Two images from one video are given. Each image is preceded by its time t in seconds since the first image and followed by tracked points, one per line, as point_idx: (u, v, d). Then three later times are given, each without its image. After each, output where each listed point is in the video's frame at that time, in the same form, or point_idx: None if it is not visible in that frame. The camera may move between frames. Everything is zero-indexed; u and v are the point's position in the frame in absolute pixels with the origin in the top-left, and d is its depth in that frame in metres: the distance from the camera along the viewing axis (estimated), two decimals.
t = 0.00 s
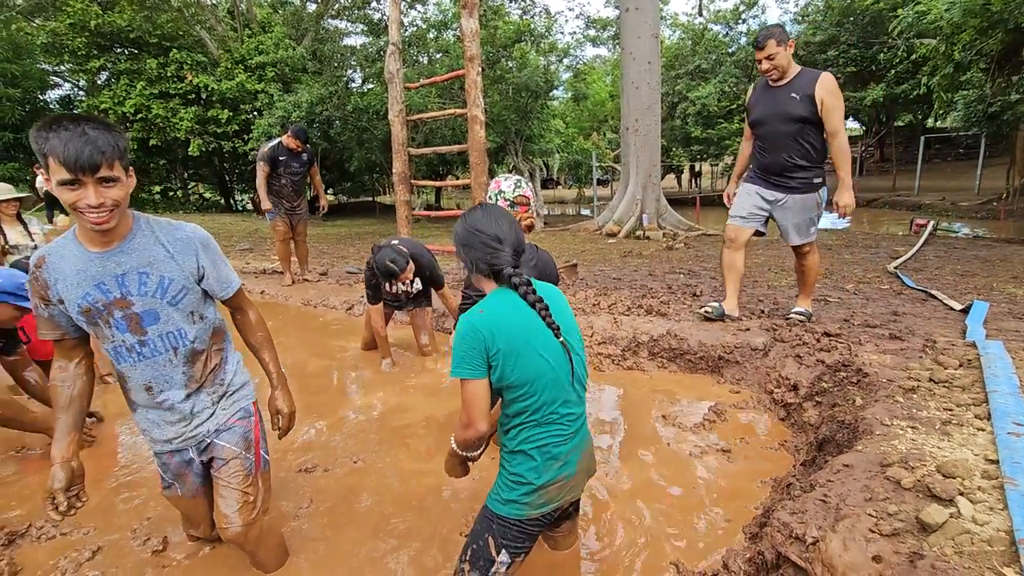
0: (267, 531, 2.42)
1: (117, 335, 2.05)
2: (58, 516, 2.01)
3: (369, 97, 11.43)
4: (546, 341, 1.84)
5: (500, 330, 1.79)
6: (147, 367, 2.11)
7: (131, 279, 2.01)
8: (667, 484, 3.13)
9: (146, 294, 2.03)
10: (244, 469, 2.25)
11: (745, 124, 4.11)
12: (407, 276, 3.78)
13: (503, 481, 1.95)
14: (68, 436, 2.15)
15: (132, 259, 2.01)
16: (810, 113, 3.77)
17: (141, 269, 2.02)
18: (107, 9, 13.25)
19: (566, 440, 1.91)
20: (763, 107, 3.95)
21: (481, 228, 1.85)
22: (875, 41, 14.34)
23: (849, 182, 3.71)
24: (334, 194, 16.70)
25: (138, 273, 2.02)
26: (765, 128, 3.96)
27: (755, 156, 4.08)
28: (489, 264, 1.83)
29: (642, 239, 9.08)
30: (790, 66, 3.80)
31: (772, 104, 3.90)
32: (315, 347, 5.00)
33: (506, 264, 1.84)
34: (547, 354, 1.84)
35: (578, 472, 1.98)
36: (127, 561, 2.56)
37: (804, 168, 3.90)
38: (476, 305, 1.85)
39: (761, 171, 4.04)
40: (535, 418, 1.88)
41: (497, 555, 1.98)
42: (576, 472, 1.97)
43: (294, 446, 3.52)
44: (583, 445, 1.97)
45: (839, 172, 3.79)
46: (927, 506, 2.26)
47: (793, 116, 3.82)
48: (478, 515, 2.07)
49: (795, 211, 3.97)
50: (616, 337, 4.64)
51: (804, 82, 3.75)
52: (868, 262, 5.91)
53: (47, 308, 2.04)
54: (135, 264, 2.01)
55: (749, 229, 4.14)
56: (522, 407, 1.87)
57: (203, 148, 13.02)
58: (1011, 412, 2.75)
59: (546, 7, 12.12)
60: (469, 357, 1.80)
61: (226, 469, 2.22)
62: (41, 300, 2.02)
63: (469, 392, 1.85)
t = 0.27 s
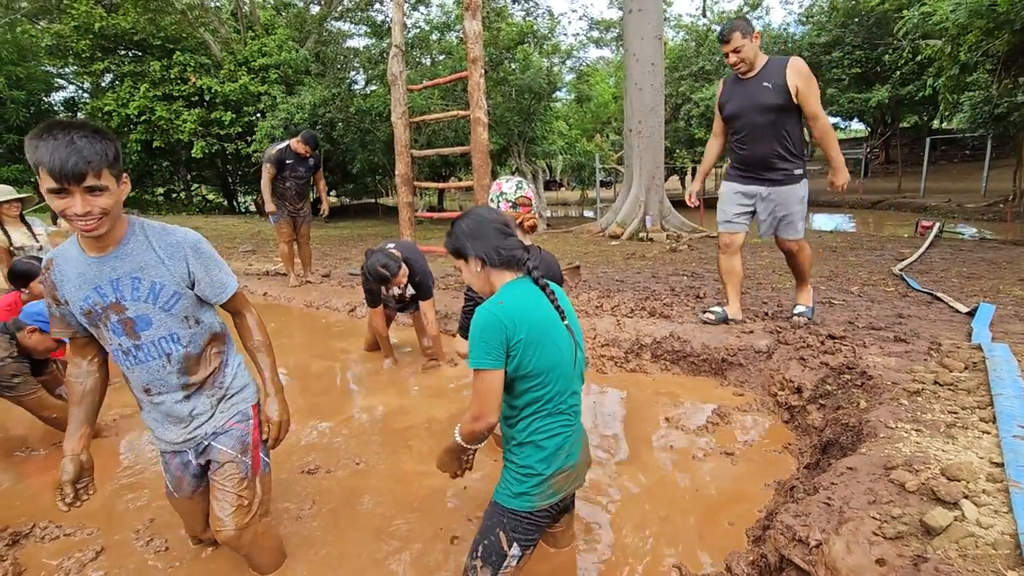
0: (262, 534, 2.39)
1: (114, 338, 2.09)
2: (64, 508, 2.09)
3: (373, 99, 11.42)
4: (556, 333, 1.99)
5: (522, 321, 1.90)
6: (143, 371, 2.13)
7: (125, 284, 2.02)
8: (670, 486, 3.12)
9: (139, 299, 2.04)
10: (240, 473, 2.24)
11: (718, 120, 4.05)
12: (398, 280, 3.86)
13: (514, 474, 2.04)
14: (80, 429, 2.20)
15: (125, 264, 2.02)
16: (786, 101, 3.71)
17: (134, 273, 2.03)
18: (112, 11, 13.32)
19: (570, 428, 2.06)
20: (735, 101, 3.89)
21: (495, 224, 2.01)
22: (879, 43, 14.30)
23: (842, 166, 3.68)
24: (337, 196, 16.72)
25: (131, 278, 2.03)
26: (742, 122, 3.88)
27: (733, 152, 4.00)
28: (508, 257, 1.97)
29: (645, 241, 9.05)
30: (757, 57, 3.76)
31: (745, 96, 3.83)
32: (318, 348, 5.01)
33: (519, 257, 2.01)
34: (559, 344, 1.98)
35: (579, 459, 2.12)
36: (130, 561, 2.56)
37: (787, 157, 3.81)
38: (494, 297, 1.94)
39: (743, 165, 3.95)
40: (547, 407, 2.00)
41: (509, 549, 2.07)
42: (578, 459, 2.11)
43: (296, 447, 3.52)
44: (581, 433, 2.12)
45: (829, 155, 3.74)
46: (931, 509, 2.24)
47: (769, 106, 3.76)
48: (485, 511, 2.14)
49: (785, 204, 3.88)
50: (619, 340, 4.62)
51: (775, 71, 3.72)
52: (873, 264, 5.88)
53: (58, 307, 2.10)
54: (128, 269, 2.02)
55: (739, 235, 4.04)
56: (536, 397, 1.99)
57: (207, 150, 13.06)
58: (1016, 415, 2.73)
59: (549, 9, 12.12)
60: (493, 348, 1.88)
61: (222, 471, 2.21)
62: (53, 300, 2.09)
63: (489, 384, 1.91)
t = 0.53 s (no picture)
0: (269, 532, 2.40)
1: (120, 348, 2.11)
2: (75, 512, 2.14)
3: (377, 104, 11.37)
4: (559, 333, 2.04)
5: (532, 322, 1.95)
6: (150, 379, 2.15)
7: (130, 294, 2.05)
8: (672, 492, 3.11)
9: (145, 307, 2.07)
10: (247, 469, 2.25)
11: (704, 118, 3.95)
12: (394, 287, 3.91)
13: (521, 473, 2.07)
14: (88, 436, 2.22)
15: (129, 274, 2.05)
16: (776, 99, 3.66)
17: (139, 283, 2.06)
18: (120, 17, 13.45)
19: (571, 426, 2.11)
20: (725, 98, 3.79)
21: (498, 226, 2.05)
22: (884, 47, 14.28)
23: (806, 148, 3.55)
24: (341, 199, 16.79)
25: (136, 288, 2.06)
26: (729, 120, 3.79)
27: (721, 151, 3.90)
28: (514, 258, 2.02)
29: (648, 246, 9.04)
30: (745, 54, 3.69)
31: (733, 94, 3.75)
32: (321, 353, 5.03)
33: (522, 258, 2.06)
34: (563, 343, 2.04)
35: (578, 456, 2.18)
36: (135, 565, 2.58)
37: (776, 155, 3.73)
38: (502, 298, 1.97)
39: (731, 163, 3.86)
40: (552, 406, 2.04)
41: (518, 548, 2.10)
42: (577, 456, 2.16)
43: (300, 452, 3.53)
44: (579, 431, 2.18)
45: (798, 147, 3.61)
46: (934, 518, 2.23)
47: (759, 103, 3.69)
48: (490, 512, 2.15)
49: (771, 199, 3.76)
50: (621, 345, 4.62)
51: (765, 68, 3.66)
52: (876, 270, 5.86)
53: (60, 322, 2.13)
54: (132, 279, 2.05)
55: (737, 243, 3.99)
56: (542, 396, 2.03)
57: (212, 155, 13.14)
58: (1020, 423, 2.72)
59: (553, 13, 12.14)
60: (506, 348, 1.91)
61: (231, 467, 2.22)
62: (54, 316, 2.11)
63: (501, 384, 1.93)
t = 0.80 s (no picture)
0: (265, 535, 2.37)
1: (123, 350, 2.09)
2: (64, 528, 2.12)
3: (381, 110, 11.44)
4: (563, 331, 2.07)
5: (539, 319, 1.97)
6: (153, 381, 2.14)
7: (136, 295, 2.06)
8: (677, 498, 3.09)
9: (151, 308, 2.07)
10: (242, 472, 2.23)
11: (701, 120, 3.94)
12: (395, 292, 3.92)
13: (531, 472, 2.07)
14: (76, 450, 2.22)
15: (135, 276, 2.06)
16: (774, 103, 3.65)
17: (145, 285, 2.07)
18: (128, 24, 13.58)
19: (576, 423, 2.14)
20: (722, 100, 3.78)
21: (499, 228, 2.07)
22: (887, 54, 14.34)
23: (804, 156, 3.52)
24: (345, 206, 16.85)
25: (142, 289, 2.07)
26: (727, 122, 3.77)
27: (716, 154, 3.88)
28: (517, 260, 2.04)
29: (651, 252, 9.04)
30: (744, 57, 3.70)
31: (732, 96, 3.74)
32: (324, 357, 5.02)
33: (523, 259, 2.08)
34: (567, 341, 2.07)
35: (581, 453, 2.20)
36: (137, 568, 2.57)
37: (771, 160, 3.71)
38: (509, 298, 1.98)
39: (726, 166, 3.83)
40: (559, 403, 2.07)
41: (528, 547, 2.09)
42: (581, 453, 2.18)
43: (302, 456, 3.52)
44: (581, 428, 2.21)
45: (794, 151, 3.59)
46: (941, 524, 2.21)
47: (757, 107, 3.68)
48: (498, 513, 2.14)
49: (762, 203, 3.72)
50: (625, 350, 4.61)
51: (764, 73, 3.66)
52: (881, 276, 5.84)
53: (56, 329, 2.12)
54: (138, 280, 2.06)
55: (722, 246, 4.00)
56: (549, 394, 2.05)
57: (218, 160, 13.21)
58: None
59: (556, 20, 12.22)
60: (517, 346, 1.92)
61: (227, 469, 2.20)
62: (50, 323, 2.10)
63: (512, 381, 1.94)
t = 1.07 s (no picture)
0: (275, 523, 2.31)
1: (137, 354, 2.11)
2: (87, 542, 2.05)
3: (386, 117, 11.52)
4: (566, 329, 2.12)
5: (545, 319, 2.00)
6: (167, 383, 2.16)
7: (152, 298, 2.11)
8: (682, 505, 3.08)
9: (167, 311, 2.13)
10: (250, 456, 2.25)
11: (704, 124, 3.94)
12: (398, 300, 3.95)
13: (551, 472, 2.09)
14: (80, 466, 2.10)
15: (151, 280, 2.11)
16: (776, 111, 3.63)
17: (160, 288, 2.13)
18: (136, 33, 13.73)
19: (586, 421, 2.18)
20: (724, 106, 3.78)
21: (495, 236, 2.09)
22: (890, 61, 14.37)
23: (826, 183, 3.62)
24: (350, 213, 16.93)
25: (157, 293, 2.12)
26: (728, 128, 3.78)
27: (716, 161, 3.87)
28: (515, 265, 2.06)
29: (655, 258, 9.05)
30: (749, 61, 3.68)
31: (734, 102, 3.73)
32: (329, 363, 5.04)
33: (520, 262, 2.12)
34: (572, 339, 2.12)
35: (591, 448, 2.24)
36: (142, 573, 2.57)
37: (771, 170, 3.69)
38: (514, 301, 2.01)
39: (725, 174, 3.82)
40: (570, 402, 2.10)
41: (548, 548, 2.11)
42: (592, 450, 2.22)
43: (307, 462, 3.52)
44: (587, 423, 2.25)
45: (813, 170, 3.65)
46: (949, 531, 2.20)
47: (758, 114, 3.66)
48: (518, 516, 2.15)
49: (761, 212, 3.71)
50: (630, 356, 4.61)
51: (767, 79, 3.64)
52: (887, 283, 5.83)
53: (59, 341, 2.05)
54: (154, 284, 2.12)
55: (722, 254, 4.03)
56: (560, 393, 2.08)
57: (225, 167, 13.30)
58: None
59: (561, 28, 12.30)
60: (527, 347, 1.95)
61: (235, 457, 2.21)
62: (53, 335, 2.04)
63: (524, 383, 1.96)
